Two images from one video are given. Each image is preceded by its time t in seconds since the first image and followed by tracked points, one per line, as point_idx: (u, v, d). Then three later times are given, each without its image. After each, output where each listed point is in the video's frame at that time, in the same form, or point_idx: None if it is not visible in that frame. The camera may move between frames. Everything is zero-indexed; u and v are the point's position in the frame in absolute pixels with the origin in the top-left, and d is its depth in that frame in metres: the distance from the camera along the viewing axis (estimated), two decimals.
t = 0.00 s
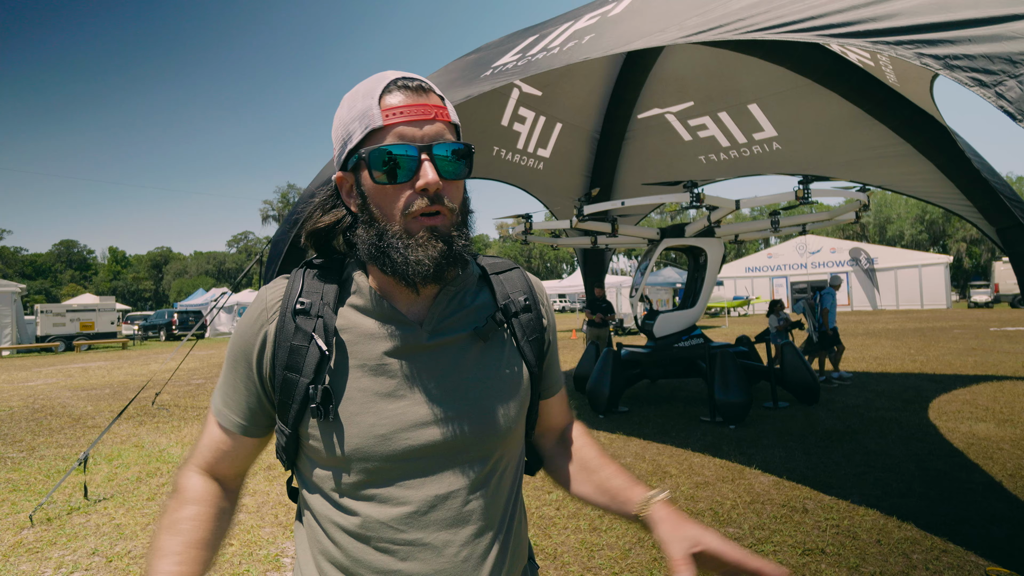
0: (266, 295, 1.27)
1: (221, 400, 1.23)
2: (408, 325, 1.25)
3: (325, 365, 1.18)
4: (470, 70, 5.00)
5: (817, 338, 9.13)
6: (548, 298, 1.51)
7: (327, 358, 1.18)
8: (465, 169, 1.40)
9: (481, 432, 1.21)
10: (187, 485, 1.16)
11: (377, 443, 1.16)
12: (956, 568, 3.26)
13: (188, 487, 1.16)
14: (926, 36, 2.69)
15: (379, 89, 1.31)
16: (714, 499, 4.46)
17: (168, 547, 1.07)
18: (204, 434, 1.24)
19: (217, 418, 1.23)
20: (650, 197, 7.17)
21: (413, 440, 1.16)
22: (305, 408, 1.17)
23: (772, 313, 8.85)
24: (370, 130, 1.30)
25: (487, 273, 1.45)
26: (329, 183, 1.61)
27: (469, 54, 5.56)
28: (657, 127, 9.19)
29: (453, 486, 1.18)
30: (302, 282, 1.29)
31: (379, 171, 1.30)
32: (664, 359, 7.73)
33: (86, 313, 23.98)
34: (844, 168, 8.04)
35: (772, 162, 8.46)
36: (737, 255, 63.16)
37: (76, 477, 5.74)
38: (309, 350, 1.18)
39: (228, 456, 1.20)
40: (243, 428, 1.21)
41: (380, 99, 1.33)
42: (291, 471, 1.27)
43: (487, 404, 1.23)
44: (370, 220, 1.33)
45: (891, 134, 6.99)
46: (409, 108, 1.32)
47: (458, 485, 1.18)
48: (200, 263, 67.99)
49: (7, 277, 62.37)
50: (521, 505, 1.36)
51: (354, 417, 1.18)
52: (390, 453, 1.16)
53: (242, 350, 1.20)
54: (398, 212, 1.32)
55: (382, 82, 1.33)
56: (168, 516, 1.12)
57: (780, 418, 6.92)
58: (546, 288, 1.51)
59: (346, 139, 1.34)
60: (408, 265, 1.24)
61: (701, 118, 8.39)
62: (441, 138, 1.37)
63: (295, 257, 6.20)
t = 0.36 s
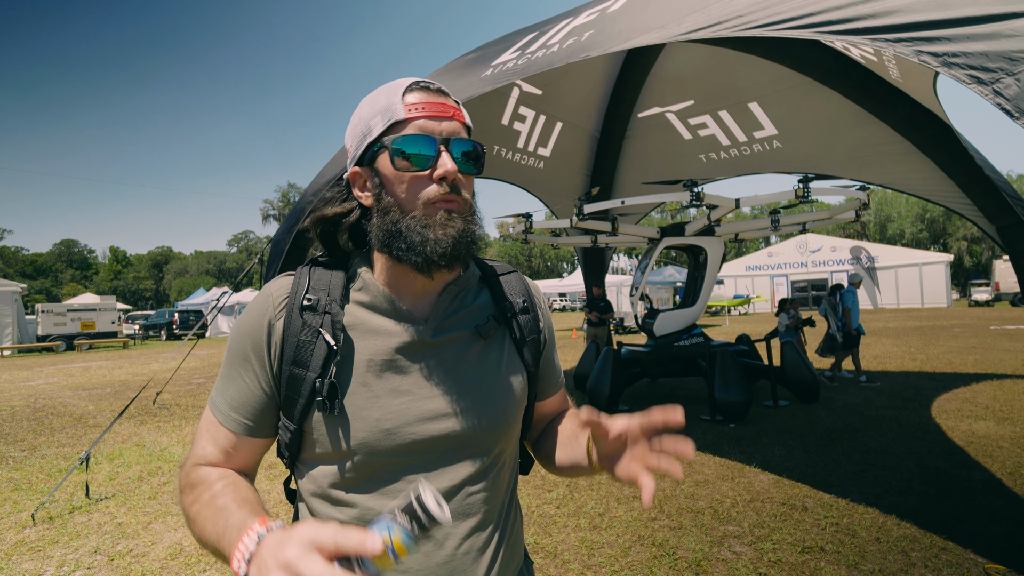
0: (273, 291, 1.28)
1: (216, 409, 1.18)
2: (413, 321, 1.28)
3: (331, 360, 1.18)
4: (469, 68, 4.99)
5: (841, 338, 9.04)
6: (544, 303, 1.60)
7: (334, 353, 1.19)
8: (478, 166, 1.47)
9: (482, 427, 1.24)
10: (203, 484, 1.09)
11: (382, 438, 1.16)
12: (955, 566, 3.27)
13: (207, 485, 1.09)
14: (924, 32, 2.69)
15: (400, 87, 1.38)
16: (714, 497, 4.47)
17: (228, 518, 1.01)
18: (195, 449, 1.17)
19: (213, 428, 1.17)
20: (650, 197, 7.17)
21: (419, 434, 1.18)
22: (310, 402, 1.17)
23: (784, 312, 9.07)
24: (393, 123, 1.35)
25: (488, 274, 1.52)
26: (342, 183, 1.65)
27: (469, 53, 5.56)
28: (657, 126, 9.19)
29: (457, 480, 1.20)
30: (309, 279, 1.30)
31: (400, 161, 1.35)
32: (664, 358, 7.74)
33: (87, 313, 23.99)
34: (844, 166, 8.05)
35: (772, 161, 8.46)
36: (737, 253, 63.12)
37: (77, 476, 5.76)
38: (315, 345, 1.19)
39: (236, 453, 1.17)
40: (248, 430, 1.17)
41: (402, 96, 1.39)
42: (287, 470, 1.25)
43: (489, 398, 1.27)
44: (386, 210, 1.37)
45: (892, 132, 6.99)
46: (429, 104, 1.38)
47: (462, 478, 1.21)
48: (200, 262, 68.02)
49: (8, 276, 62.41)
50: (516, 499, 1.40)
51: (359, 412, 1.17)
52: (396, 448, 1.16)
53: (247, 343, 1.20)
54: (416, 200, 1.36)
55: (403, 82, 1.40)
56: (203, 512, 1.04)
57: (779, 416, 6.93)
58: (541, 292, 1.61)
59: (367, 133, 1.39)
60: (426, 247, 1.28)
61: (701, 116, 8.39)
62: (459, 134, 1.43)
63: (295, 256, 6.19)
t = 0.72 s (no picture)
0: (299, 299, 1.18)
1: (237, 428, 1.05)
2: (448, 319, 1.32)
3: (381, 367, 1.16)
4: (468, 68, 5.01)
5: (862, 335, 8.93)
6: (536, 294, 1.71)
7: (384, 360, 1.17)
8: (494, 166, 1.50)
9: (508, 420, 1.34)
10: (228, 504, 0.95)
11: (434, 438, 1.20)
12: (953, 564, 3.28)
13: (233, 502, 0.95)
14: (923, 31, 2.70)
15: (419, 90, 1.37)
16: (713, 496, 4.49)
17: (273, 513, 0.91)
18: (206, 476, 1.01)
19: (236, 449, 1.04)
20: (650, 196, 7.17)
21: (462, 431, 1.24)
22: (362, 412, 1.14)
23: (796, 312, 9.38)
24: (412, 127, 1.35)
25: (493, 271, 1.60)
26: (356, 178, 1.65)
27: (469, 52, 5.57)
28: (657, 125, 9.19)
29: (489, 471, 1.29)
30: (338, 284, 1.24)
31: (420, 166, 1.36)
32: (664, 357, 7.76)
33: (88, 312, 24.07)
34: (844, 165, 8.06)
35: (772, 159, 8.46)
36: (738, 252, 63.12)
37: (80, 474, 5.79)
38: (362, 353, 1.15)
39: (265, 474, 1.06)
40: (284, 447, 1.07)
41: (419, 97, 1.38)
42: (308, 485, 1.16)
43: (512, 391, 1.37)
44: (404, 216, 1.38)
45: (892, 131, 7.00)
46: (449, 108, 1.38)
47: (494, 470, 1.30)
48: (201, 261, 68.14)
49: (9, 275, 62.60)
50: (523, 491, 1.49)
51: (411, 417, 1.19)
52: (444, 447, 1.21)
53: (283, 354, 1.10)
54: (436, 207, 1.38)
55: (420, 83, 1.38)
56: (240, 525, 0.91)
57: (779, 415, 6.95)
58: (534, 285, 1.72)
59: (383, 136, 1.39)
60: (448, 257, 1.32)
61: (701, 115, 8.39)
62: (476, 137, 1.44)
63: (295, 255, 6.21)
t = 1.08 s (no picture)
0: (346, 292, 1.20)
1: (292, 420, 1.08)
2: (487, 322, 1.29)
3: (419, 365, 1.18)
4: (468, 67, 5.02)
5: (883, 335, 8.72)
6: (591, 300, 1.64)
7: (422, 358, 1.18)
8: (536, 169, 1.43)
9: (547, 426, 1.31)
10: (294, 497, 1.00)
11: (468, 439, 1.20)
12: (950, 562, 3.29)
13: (301, 495, 1.01)
14: (923, 33, 2.71)
15: (454, 90, 1.32)
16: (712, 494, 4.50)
17: (356, 521, 0.99)
18: (264, 464, 1.05)
19: (291, 439, 1.07)
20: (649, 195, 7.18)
21: (498, 435, 1.23)
22: (400, 406, 1.16)
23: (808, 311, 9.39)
24: (445, 131, 1.33)
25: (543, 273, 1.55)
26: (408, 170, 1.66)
27: (469, 51, 5.57)
28: (658, 124, 9.19)
29: (528, 475, 1.28)
30: (385, 278, 1.26)
31: (451, 171, 1.34)
32: (664, 356, 7.76)
33: (87, 311, 24.05)
34: (845, 163, 8.06)
35: (773, 157, 8.46)
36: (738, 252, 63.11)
37: (80, 472, 5.80)
38: (402, 349, 1.17)
39: (320, 466, 1.09)
40: (331, 438, 1.10)
41: (456, 99, 1.34)
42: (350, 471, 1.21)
43: (556, 400, 1.33)
44: (442, 216, 1.37)
45: (891, 131, 7.00)
46: (483, 109, 1.33)
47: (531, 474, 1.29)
48: (201, 260, 68.16)
49: (10, 274, 62.66)
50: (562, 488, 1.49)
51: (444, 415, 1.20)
52: (479, 449, 1.21)
53: (332, 348, 1.12)
54: (469, 209, 1.36)
55: (458, 83, 1.34)
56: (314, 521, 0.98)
57: (778, 414, 6.96)
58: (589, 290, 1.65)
59: (423, 137, 1.37)
60: (473, 262, 1.29)
61: (701, 115, 8.38)
62: (514, 138, 1.39)
63: (295, 254, 6.24)
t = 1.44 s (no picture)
0: (391, 274, 1.35)
1: (339, 380, 1.27)
2: (520, 312, 1.31)
3: (442, 347, 1.25)
4: (469, 67, 5.03)
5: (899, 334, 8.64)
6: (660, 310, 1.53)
7: (444, 341, 1.25)
8: (586, 162, 1.43)
9: (580, 425, 1.25)
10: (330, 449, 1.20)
11: (485, 426, 1.21)
12: (948, 561, 3.30)
13: (335, 447, 1.20)
14: (920, 30, 2.71)
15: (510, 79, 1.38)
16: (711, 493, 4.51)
17: (361, 486, 1.14)
18: (320, 414, 1.28)
19: (338, 397, 1.27)
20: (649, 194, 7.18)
21: (519, 425, 1.21)
22: (422, 385, 1.24)
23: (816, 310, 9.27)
24: (498, 118, 1.38)
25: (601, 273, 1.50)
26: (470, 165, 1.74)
27: (469, 51, 5.58)
28: (658, 124, 9.19)
29: (562, 471, 1.24)
30: (426, 264, 1.35)
31: (504, 157, 1.38)
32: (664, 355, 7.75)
33: (87, 310, 24.04)
34: (845, 163, 8.06)
35: (773, 156, 8.46)
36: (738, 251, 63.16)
37: (81, 471, 5.82)
38: (428, 332, 1.25)
39: (360, 425, 1.26)
40: (367, 402, 1.25)
41: (513, 87, 1.40)
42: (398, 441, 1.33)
43: (589, 399, 1.27)
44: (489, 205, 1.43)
45: (891, 130, 7.00)
46: (537, 98, 1.38)
47: (565, 471, 1.25)
48: (201, 259, 68.15)
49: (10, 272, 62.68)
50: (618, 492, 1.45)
51: (466, 400, 1.23)
52: (497, 437, 1.21)
53: (371, 324, 1.27)
54: (515, 197, 1.41)
55: (516, 73, 1.39)
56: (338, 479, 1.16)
57: (778, 413, 6.97)
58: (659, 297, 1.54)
59: (479, 126, 1.45)
60: (513, 250, 1.33)
61: (701, 114, 8.39)
62: (565, 128, 1.41)
63: (296, 253, 6.26)
